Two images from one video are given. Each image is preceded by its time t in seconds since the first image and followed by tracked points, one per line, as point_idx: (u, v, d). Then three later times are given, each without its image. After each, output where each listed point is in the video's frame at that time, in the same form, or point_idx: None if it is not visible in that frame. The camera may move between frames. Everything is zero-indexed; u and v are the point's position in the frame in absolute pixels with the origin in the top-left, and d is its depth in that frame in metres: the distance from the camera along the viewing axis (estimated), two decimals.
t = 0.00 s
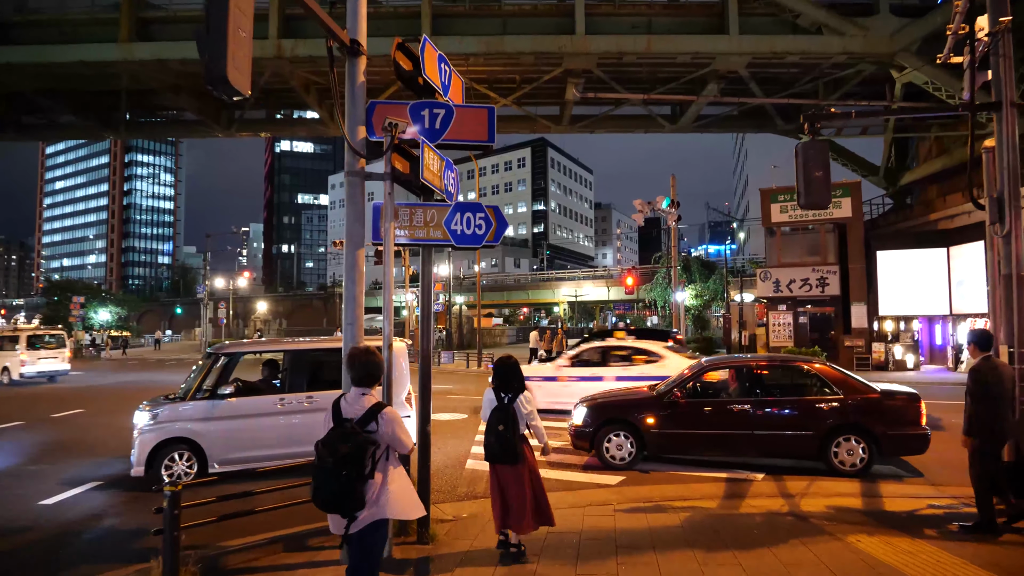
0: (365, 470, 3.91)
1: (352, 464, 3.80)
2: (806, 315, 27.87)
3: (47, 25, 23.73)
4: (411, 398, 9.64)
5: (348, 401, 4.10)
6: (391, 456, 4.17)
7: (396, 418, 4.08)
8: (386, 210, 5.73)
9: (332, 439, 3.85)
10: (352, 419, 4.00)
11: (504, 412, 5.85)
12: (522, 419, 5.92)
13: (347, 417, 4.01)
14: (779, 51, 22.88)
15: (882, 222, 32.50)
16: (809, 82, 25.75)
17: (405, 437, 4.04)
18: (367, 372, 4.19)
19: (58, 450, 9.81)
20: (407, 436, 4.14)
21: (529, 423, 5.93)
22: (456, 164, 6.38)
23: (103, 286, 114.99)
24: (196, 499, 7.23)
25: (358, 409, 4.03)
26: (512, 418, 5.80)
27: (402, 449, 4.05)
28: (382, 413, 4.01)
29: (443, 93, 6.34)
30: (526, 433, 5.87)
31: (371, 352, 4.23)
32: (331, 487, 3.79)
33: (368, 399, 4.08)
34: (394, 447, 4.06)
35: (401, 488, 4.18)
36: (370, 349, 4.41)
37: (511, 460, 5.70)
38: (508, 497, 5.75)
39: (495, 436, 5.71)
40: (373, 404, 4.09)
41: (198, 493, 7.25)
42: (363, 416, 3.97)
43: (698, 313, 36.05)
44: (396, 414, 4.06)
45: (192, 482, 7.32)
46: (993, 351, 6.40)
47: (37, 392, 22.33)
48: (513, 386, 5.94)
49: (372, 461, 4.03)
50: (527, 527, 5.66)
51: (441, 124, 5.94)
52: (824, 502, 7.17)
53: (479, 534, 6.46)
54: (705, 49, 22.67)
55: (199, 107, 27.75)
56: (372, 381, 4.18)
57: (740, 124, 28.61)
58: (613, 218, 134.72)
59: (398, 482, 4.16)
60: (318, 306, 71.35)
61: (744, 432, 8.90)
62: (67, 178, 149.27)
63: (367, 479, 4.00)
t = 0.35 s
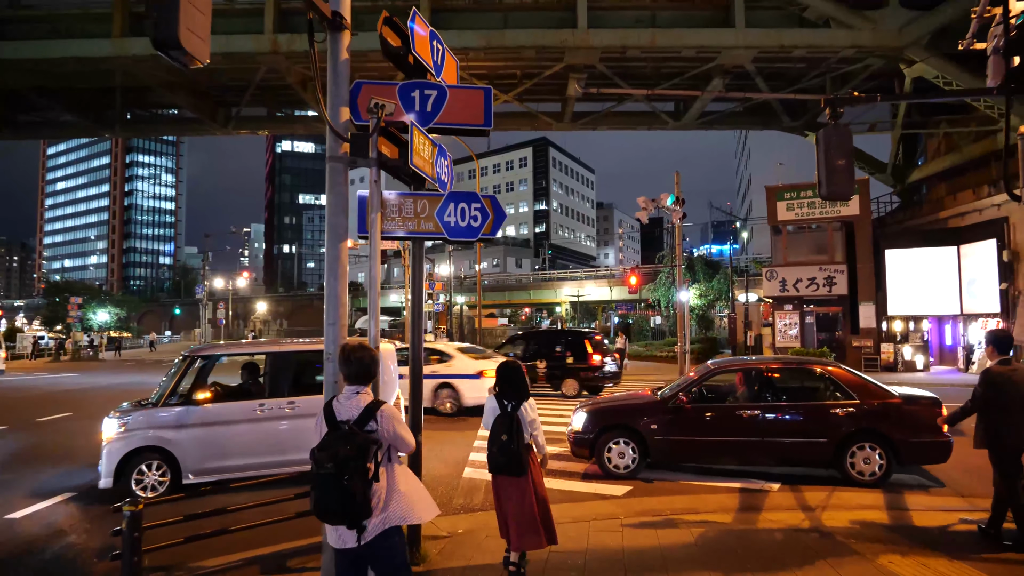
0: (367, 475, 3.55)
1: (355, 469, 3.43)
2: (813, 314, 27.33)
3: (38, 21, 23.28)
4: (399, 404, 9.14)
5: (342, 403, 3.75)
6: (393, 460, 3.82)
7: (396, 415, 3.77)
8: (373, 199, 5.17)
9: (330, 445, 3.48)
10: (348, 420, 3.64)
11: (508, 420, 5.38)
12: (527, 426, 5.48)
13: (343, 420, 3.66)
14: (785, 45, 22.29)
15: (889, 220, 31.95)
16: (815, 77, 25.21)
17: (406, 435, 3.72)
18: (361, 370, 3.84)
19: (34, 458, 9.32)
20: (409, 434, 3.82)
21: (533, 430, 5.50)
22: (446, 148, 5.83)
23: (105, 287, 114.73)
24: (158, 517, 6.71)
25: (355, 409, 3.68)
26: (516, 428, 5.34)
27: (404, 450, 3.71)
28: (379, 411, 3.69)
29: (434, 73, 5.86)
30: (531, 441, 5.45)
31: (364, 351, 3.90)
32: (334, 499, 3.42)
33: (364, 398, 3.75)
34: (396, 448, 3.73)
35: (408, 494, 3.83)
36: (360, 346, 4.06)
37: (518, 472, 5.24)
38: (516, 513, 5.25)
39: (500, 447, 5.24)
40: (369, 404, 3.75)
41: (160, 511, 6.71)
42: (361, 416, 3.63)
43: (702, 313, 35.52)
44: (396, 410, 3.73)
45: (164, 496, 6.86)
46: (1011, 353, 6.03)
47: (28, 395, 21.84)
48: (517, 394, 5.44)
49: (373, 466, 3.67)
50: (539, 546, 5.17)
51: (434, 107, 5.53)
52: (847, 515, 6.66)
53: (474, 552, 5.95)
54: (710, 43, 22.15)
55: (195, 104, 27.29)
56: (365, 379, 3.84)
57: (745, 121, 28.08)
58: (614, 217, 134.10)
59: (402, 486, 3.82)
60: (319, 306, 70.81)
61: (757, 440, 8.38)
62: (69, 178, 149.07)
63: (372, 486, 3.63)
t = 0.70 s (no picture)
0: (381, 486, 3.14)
1: (372, 485, 3.07)
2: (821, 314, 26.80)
3: (31, 15, 22.87)
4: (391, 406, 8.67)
5: (346, 404, 3.34)
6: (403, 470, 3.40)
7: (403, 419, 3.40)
8: (357, 177, 4.68)
9: (342, 456, 3.08)
10: (358, 426, 3.24)
11: (509, 422, 4.88)
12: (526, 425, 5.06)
13: (351, 425, 3.26)
14: (795, 38, 21.69)
15: (899, 218, 31.39)
16: (824, 72, 24.68)
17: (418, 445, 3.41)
18: (368, 368, 3.44)
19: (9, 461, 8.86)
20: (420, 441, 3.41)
21: (532, 430, 5.07)
22: (441, 129, 5.39)
23: (106, 285, 114.38)
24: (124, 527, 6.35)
25: (366, 415, 3.28)
26: (520, 429, 4.87)
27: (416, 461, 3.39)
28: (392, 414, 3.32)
29: (428, 44, 5.42)
30: (532, 441, 5.04)
31: (375, 354, 3.58)
32: (344, 516, 3.06)
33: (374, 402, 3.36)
34: (408, 458, 3.39)
35: (419, 508, 3.40)
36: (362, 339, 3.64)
37: (520, 477, 4.82)
38: (519, 519, 4.84)
39: (500, 450, 4.80)
40: (379, 408, 3.37)
41: (128, 523, 6.34)
42: (372, 421, 3.25)
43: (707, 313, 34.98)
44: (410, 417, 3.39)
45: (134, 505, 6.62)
46: None
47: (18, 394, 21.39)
48: (518, 393, 4.93)
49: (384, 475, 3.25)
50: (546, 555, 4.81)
51: (426, 81, 5.04)
52: (874, 527, 6.15)
53: (470, 566, 5.45)
54: (717, 36, 21.61)
55: (192, 99, 26.84)
56: (373, 378, 3.45)
57: (751, 117, 27.54)
58: (618, 217, 133.61)
59: (414, 500, 3.40)
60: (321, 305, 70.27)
61: (770, 444, 7.88)
62: (71, 177, 149.28)
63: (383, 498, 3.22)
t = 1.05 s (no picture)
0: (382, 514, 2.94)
1: (375, 512, 2.86)
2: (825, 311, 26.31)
3: (18, 11, 22.42)
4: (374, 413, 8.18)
5: (346, 416, 3.11)
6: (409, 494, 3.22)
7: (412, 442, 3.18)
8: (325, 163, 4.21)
9: (340, 475, 2.84)
10: (361, 442, 3.02)
11: (506, 433, 4.35)
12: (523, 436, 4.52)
13: (353, 440, 3.04)
14: (798, 30, 21.21)
15: (904, 214, 30.88)
16: (828, 64, 24.19)
17: (424, 467, 3.19)
18: (369, 377, 3.22)
19: None
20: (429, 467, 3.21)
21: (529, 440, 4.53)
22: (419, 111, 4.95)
23: (106, 288, 113.85)
24: (84, 546, 5.95)
25: (369, 431, 3.07)
26: (516, 440, 4.34)
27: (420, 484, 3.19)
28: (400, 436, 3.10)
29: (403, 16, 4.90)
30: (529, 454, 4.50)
31: (378, 359, 3.29)
32: (338, 540, 2.84)
33: (379, 416, 3.15)
34: (411, 481, 3.16)
35: (423, 536, 3.23)
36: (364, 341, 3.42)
37: (515, 491, 4.29)
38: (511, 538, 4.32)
39: (498, 463, 4.26)
40: (382, 423, 3.16)
41: (92, 543, 5.92)
42: (376, 440, 3.02)
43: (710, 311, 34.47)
44: (417, 436, 3.18)
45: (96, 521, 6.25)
46: None
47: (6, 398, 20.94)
48: (512, 399, 4.43)
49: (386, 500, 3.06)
50: None
51: (400, 56, 4.55)
52: (894, 541, 5.68)
53: None
54: (717, 28, 21.12)
55: (184, 96, 26.37)
56: (376, 389, 3.22)
57: (753, 111, 27.06)
58: (619, 216, 133.05)
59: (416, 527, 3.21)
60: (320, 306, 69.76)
61: (777, 451, 7.40)
62: (71, 179, 148.93)
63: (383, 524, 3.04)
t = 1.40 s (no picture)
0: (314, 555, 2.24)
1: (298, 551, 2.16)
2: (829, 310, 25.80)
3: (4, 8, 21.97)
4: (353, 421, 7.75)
5: (291, 432, 2.50)
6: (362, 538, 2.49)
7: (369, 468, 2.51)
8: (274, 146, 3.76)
9: (262, 501, 2.20)
10: (299, 464, 2.39)
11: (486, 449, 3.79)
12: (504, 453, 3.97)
13: (291, 462, 2.42)
14: (800, 22, 20.61)
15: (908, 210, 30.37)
16: (830, 58, 23.66)
17: (380, 505, 2.47)
18: (323, 388, 2.60)
19: None
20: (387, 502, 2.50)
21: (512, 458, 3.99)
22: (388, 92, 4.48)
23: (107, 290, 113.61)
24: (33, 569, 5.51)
25: (312, 453, 2.43)
26: (495, 456, 3.80)
27: (372, 526, 2.46)
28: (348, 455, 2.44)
29: None
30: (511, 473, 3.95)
31: (333, 366, 2.68)
32: None
33: (328, 434, 2.50)
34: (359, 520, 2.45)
35: None
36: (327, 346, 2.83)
37: (493, 515, 3.74)
38: (491, 570, 3.76)
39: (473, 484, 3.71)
40: (333, 441, 2.50)
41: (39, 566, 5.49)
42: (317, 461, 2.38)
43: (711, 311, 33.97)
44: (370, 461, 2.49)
45: (48, 540, 5.89)
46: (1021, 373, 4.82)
47: None
48: (490, 411, 3.93)
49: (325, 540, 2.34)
50: None
51: (363, 29, 4.13)
52: (911, 561, 5.21)
53: None
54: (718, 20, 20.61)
55: (176, 94, 25.94)
56: (330, 403, 2.60)
57: (755, 106, 26.55)
58: (619, 215, 132.54)
59: None
60: (320, 307, 69.34)
61: (781, 460, 6.94)
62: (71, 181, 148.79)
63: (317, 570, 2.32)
